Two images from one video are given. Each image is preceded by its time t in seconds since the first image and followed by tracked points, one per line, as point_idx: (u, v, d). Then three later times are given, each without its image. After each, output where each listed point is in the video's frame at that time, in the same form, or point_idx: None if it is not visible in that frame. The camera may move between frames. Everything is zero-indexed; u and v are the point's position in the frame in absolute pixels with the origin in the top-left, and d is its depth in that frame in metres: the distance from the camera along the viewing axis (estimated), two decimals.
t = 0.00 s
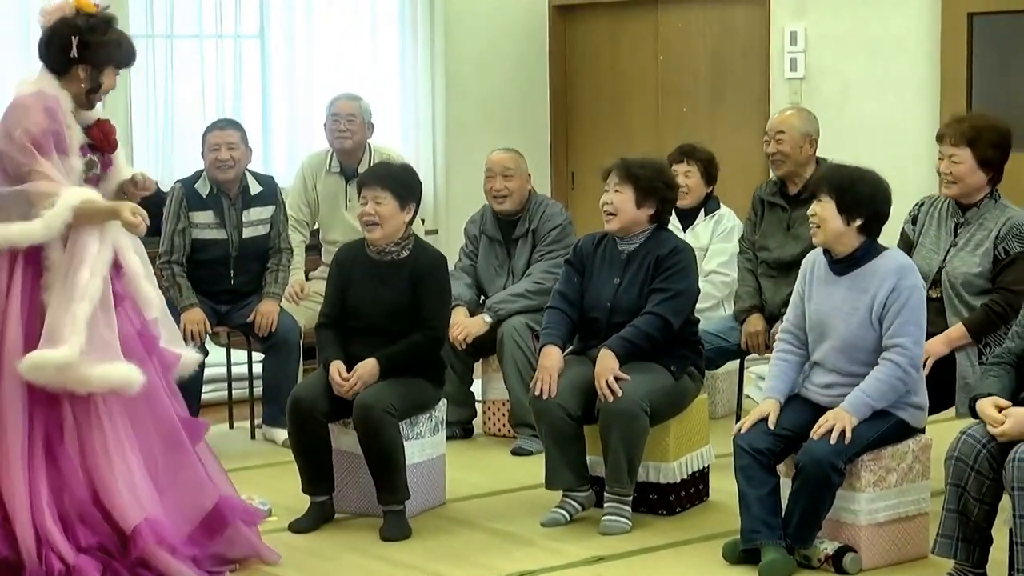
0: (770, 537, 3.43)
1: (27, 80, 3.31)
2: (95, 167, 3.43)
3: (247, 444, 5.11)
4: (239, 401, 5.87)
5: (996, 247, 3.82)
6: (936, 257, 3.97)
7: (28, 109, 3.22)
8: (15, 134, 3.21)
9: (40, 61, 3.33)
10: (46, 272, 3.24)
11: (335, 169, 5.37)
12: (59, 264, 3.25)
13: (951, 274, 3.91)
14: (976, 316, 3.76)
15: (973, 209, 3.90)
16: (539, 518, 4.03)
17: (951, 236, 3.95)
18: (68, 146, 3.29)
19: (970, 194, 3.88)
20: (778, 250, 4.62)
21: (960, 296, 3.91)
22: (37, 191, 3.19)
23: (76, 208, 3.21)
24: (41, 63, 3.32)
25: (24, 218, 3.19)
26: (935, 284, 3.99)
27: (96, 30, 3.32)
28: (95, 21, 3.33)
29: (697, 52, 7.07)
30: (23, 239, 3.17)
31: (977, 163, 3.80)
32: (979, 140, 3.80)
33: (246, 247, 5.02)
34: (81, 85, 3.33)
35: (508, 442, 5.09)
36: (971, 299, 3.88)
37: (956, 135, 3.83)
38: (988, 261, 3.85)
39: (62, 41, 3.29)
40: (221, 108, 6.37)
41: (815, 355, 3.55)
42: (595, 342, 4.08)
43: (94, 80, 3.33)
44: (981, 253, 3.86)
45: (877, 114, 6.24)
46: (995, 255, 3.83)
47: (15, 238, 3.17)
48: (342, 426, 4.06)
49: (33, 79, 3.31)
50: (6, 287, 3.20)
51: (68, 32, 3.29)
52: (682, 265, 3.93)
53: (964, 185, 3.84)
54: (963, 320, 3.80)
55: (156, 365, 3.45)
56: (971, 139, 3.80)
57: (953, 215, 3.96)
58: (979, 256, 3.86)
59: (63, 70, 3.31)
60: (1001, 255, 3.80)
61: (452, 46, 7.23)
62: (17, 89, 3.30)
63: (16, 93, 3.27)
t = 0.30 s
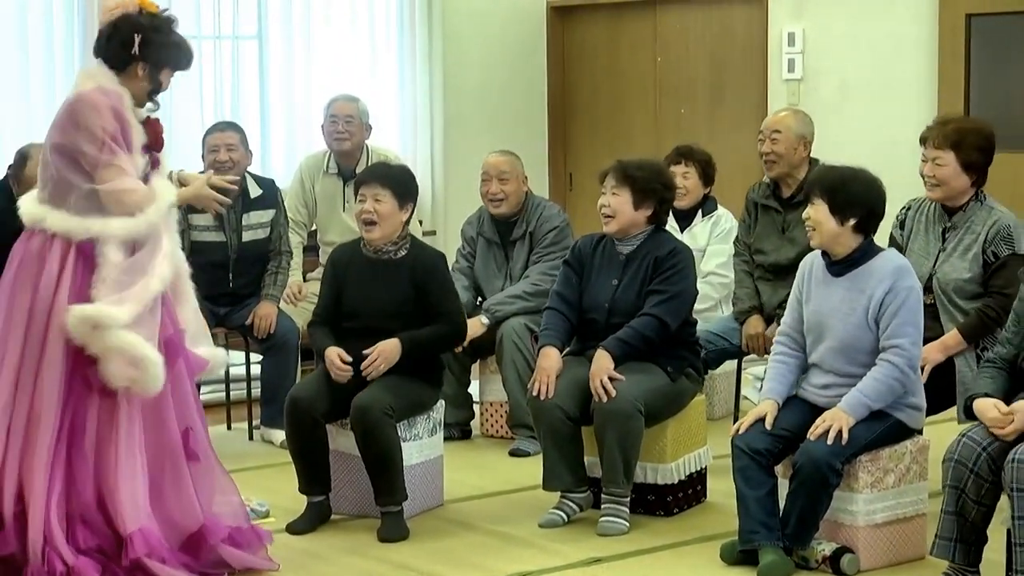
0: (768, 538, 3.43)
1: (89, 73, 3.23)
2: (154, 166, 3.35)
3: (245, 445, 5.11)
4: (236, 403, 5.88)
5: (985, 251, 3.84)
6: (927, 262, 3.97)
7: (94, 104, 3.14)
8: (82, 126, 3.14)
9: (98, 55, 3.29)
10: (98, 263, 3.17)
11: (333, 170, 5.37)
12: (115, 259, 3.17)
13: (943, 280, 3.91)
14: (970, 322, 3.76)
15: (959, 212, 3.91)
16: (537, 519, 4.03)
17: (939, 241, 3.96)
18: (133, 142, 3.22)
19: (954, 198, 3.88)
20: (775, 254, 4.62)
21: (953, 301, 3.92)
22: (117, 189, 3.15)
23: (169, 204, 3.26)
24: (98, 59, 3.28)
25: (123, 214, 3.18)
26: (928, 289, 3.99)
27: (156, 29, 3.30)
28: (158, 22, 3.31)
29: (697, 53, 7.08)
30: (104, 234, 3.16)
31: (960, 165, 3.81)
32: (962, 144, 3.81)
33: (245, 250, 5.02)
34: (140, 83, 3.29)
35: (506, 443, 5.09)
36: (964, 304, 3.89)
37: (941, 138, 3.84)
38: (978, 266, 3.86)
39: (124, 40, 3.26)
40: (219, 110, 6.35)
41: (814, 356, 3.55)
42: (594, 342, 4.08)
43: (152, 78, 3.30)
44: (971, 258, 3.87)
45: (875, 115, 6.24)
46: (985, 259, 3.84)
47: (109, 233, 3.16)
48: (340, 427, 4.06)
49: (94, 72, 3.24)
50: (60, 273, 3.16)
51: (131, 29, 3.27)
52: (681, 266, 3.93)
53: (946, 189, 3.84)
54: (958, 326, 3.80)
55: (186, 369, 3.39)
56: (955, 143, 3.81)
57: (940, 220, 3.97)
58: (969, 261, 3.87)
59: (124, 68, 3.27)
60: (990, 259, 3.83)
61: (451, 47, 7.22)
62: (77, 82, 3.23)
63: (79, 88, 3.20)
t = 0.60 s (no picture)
0: (766, 539, 3.42)
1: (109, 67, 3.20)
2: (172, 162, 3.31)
3: (242, 446, 5.12)
4: (234, 404, 5.88)
5: (979, 251, 3.85)
6: (920, 263, 3.98)
7: (113, 100, 3.11)
8: (102, 123, 3.10)
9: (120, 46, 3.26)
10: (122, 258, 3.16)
11: (330, 171, 5.38)
12: (140, 256, 3.16)
13: (938, 283, 3.91)
14: (967, 323, 3.75)
15: (950, 213, 3.92)
16: (533, 520, 4.03)
17: (931, 242, 3.97)
18: (149, 137, 3.18)
19: (946, 197, 3.89)
20: (771, 255, 4.62)
21: (949, 303, 3.91)
22: (122, 185, 3.12)
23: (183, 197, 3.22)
24: (120, 53, 3.25)
25: (132, 210, 3.15)
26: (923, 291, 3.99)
27: (184, 24, 3.27)
28: (180, 15, 3.28)
29: (693, 53, 7.08)
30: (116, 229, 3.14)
31: (953, 163, 3.83)
32: (956, 142, 3.82)
33: (242, 252, 5.03)
34: (160, 77, 3.26)
35: (503, 444, 5.09)
36: (959, 305, 3.89)
37: (935, 136, 3.85)
38: (972, 267, 3.86)
39: (145, 35, 3.23)
40: (217, 111, 6.35)
41: (811, 356, 3.55)
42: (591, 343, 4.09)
43: (176, 74, 3.27)
44: (965, 259, 3.87)
45: (872, 116, 6.25)
46: (979, 260, 3.85)
47: (122, 230, 3.13)
48: (336, 428, 4.06)
49: (113, 67, 3.20)
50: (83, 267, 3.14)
51: (153, 23, 3.24)
52: (677, 266, 3.94)
53: (938, 188, 3.85)
54: (956, 329, 3.79)
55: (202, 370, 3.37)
56: (948, 140, 3.82)
57: (931, 221, 3.98)
58: (963, 262, 3.87)
59: (146, 61, 3.24)
60: (983, 259, 3.84)
61: (449, 47, 7.22)
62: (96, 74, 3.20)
63: (95, 82, 3.16)
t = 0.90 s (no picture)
0: (764, 538, 3.42)
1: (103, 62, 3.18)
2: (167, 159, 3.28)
3: (239, 446, 5.12)
4: (231, 403, 5.88)
5: (974, 249, 3.84)
6: (916, 263, 3.98)
7: (109, 95, 3.08)
8: (97, 118, 3.07)
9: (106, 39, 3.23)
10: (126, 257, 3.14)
11: (328, 171, 5.38)
12: (143, 253, 3.14)
13: (933, 282, 3.91)
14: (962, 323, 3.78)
15: (946, 212, 3.93)
16: (531, 520, 4.03)
17: (927, 241, 3.97)
18: (140, 133, 3.15)
19: (941, 195, 3.90)
20: (769, 255, 4.63)
21: (946, 302, 3.90)
22: (116, 182, 3.07)
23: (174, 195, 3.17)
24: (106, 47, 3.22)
25: (126, 206, 3.11)
26: (919, 291, 3.99)
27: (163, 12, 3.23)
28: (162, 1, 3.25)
29: (690, 53, 7.08)
30: (111, 228, 3.10)
31: (948, 161, 3.83)
32: (952, 138, 3.83)
33: (238, 249, 5.01)
34: (151, 67, 3.23)
35: (501, 443, 5.09)
36: (956, 303, 3.88)
37: (933, 131, 3.86)
38: (968, 264, 3.86)
39: (128, 23, 3.20)
40: (214, 111, 6.35)
41: (809, 355, 3.55)
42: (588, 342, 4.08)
43: (163, 61, 3.24)
44: (960, 257, 3.87)
45: (869, 115, 6.25)
46: (975, 258, 3.85)
47: (117, 227, 3.09)
48: (333, 428, 4.06)
49: (106, 62, 3.18)
50: (91, 270, 3.10)
51: (134, 12, 3.20)
52: (676, 266, 3.93)
53: (933, 184, 3.86)
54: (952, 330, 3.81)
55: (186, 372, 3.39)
56: (943, 136, 3.84)
57: (928, 221, 3.98)
58: (958, 261, 3.87)
59: (132, 55, 3.21)
60: (978, 257, 3.83)
61: (447, 47, 7.23)
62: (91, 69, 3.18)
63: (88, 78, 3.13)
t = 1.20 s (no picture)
0: (763, 537, 3.42)
1: (76, 66, 3.17)
2: (150, 158, 3.28)
3: (238, 445, 5.11)
4: (230, 402, 5.88)
5: (975, 249, 3.85)
6: (917, 262, 3.98)
7: (83, 93, 3.06)
8: (73, 120, 3.05)
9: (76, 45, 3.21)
10: (115, 264, 3.13)
11: (328, 170, 5.38)
12: (129, 258, 3.13)
13: (933, 281, 3.91)
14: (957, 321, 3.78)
15: (948, 212, 3.92)
16: (530, 519, 4.03)
17: (928, 241, 3.97)
18: (117, 133, 3.13)
19: (942, 199, 3.90)
20: (767, 254, 4.63)
21: (943, 303, 3.91)
22: (94, 184, 3.06)
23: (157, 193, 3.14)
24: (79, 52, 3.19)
25: (106, 208, 3.09)
26: (919, 290, 3.99)
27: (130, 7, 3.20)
28: None
29: (689, 52, 7.08)
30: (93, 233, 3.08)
31: (942, 171, 3.84)
32: (943, 147, 3.82)
33: (231, 244, 5.02)
34: (124, 65, 3.20)
35: (500, 442, 5.09)
36: (954, 304, 3.88)
37: (921, 146, 3.85)
38: (967, 264, 3.86)
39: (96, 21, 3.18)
40: (213, 109, 6.35)
41: (809, 354, 3.55)
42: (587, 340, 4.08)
43: (137, 58, 3.20)
44: (960, 257, 3.88)
45: (869, 114, 6.25)
46: (975, 259, 3.85)
47: (100, 230, 3.08)
48: (331, 427, 4.06)
49: (81, 66, 3.16)
50: (79, 281, 3.09)
51: (102, 11, 3.18)
52: (679, 269, 3.91)
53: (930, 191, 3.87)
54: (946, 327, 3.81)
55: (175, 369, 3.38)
56: (934, 149, 3.83)
57: (929, 221, 3.98)
58: (958, 261, 3.87)
59: (106, 54, 3.18)
60: (979, 258, 3.84)
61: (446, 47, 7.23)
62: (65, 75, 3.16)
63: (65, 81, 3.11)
